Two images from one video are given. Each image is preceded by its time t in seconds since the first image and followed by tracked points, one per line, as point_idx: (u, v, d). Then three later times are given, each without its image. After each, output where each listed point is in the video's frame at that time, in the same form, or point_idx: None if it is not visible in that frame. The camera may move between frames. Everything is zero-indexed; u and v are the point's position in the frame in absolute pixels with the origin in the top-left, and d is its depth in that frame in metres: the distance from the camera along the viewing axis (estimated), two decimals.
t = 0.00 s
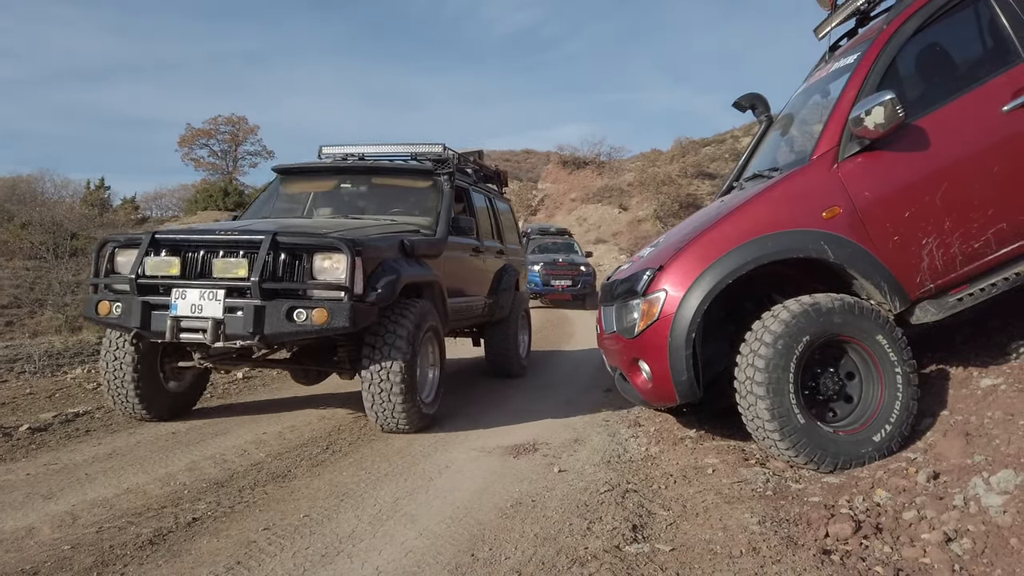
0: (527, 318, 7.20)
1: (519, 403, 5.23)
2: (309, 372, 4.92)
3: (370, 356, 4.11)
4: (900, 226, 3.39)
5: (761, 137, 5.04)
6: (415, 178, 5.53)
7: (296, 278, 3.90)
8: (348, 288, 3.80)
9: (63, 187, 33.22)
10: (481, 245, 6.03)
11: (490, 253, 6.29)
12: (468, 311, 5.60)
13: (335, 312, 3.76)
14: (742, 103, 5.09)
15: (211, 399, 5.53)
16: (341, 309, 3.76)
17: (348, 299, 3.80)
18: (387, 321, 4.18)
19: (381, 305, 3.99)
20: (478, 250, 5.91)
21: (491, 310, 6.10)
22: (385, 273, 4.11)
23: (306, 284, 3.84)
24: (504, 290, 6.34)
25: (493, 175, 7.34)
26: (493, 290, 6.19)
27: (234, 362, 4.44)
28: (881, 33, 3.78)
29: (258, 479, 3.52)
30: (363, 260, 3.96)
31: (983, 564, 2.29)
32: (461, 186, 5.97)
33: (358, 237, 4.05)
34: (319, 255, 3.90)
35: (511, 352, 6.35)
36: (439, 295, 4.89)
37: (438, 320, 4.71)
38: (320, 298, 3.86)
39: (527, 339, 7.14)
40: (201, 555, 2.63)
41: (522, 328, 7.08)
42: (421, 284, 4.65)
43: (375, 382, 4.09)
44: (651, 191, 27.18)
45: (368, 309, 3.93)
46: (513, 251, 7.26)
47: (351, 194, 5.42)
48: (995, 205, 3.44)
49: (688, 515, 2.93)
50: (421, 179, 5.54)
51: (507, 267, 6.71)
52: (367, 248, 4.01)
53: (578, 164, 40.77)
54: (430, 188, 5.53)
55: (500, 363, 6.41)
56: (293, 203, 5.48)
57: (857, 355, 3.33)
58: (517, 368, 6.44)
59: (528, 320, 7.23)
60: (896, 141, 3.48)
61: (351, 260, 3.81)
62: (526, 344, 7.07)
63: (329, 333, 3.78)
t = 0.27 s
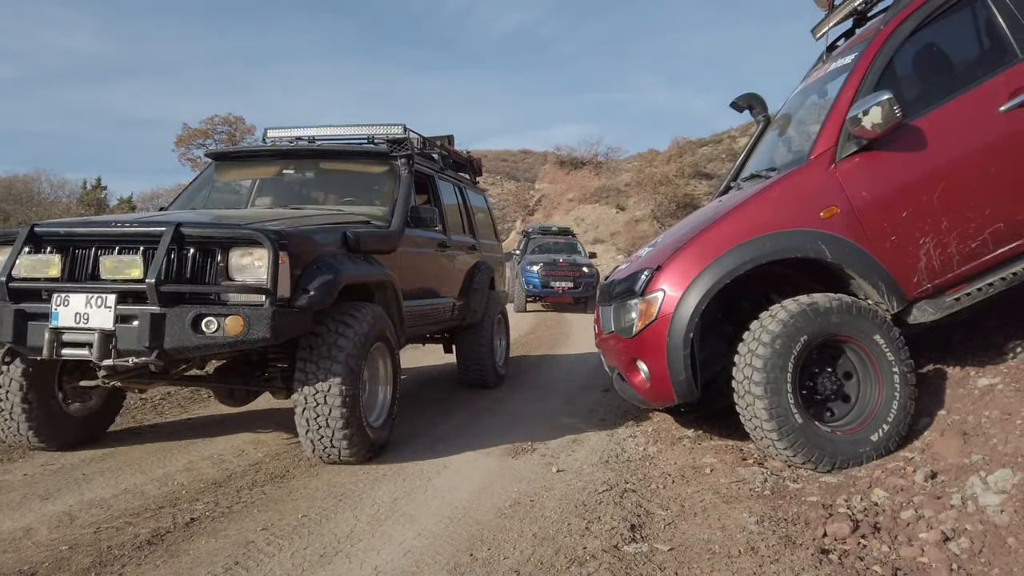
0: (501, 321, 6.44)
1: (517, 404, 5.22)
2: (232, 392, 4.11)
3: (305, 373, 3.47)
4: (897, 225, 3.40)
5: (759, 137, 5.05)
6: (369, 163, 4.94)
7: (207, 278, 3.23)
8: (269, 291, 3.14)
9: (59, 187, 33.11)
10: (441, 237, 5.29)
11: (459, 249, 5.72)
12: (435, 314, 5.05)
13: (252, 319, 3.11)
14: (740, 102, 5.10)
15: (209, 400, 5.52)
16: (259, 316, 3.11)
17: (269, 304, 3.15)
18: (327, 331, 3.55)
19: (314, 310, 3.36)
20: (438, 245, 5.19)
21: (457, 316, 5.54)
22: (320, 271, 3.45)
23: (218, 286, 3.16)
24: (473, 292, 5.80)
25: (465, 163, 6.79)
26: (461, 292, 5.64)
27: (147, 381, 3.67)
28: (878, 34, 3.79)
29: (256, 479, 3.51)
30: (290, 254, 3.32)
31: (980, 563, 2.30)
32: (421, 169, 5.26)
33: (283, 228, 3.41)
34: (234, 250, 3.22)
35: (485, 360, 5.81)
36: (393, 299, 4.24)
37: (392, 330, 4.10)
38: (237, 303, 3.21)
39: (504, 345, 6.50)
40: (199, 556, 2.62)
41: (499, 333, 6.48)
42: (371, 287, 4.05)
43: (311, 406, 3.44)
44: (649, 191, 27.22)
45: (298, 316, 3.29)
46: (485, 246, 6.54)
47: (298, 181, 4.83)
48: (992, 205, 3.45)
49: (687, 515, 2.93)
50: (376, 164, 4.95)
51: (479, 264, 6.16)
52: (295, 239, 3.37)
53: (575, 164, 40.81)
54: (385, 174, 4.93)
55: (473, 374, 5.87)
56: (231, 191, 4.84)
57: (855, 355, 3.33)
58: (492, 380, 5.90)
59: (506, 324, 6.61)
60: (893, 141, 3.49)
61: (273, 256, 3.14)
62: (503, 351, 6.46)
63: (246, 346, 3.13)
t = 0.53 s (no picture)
0: (477, 325, 5.93)
1: (515, 404, 5.21)
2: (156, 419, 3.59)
3: (214, 395, 2.85)
4: (895, 225, 3.40)
5: (756, 137, 5.05)
6: (312, 143, 4.26)
7: (83, 277, 2.71)
8: (157, 289, 2.60)
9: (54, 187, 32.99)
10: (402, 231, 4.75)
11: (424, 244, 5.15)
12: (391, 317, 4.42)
13: (134, 327, 2.54)
14: (738, 103, 5.10)
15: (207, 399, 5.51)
16: (140, 320, 2.54)
17: (155, 305, 2.59)
18: (241, 342, 2.94)
19: (220, 312, 2.79)
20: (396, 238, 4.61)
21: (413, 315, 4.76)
22: (231, 264, 2.88)
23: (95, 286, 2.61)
24: (442, 294, 5.25)
25: (434, 152, 6.26)
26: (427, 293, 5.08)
27: (32, 406, 2.97)
28: (876, 34, 3.80)
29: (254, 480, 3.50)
30: (190, 244, 2.77)
31: (978, 563, 2.30)
32: (376, 154, 4.67)
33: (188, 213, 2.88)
34: (118, 241, 2.74)
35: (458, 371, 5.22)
36: (332, 300, 3.55)
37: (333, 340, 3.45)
38: (120, 306, 2.65)
39: (481, 354, 6.00)
40: (197, 556, 2.61)
41: (475, 341, 5.93)
42: (298, 284, 3.36)
43: (222, 438, 2.82)
44: (646, 191, 27.26)
45: (202, 321, 2.74)
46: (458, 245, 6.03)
47: (232, 167, 4.17)
48: (990, 205, 3.46)
49: (685, 515, 2.93)
50: (321, 146, 4.28)
51: (449, 261, 5.63)
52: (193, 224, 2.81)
53: (573, 164, 40.83)
54: (331, 158, 4.26)
55: (444, 385, 5.26)
56: (159, 184, 4.21)
57: (852, 355, 3.33)
58: (468, 394, 5.32)
59: (483, 330, 6.06)
60: (891, 141, 3.49)
61: (161, 245, 2.61)
62: (480, 360, 5.94)
63: (124, 359, 2.54)
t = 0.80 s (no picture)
0: (455, 328, 5.46)
1: (515, 404, 5.20)
2: (37, 453, 3.00)
3: (95, 431, 2.26)
4: (896, 225, 3.40)
5: (757, 137, 5.05)
6: (251, 119, 3.59)
7: None
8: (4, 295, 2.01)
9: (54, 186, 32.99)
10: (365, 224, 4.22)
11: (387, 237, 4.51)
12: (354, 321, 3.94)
13: None
14: (738, 102, 5.10)
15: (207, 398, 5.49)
16: None
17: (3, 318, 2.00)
18: (128, 364, 2.32)
19: (96, 326, 2.15)
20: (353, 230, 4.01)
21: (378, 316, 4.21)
22: (113, 262, 2.24)
23: None
24: (410, 294, 4.66)
25: (405, 134, 5.64)
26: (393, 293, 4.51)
27: None
28: (877, 33, 3.79)
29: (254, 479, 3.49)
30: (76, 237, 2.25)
31: (981, 563, 2.30)
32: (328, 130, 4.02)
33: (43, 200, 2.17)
34: None
35: (429, 381, 4.73)
36: (262, 306, 2.94)
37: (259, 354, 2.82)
38: None
39: (459, 361, 5.54)
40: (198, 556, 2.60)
41: (451, 347, 5.46)
42: (217, 287, 2.75)
43: (103, 485, 2.25)
44: (646, 191, 27.27)
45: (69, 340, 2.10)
46: (433, 241, 5.52)
47: (158, 145, 3.54)
48: (991, 204, 3.46)
49: (686, 515, 2.92)
50: (261, 118, 3.60)
51: (420, 257, 5.02)
52: (66, 210, 2.18)
53: (573, 164, 40.83)
54: (274, 134, 3.56)
55: (416, 395, 4.73)
56: (75, 167, 3.59)
57: (854, 354, 3.33)
58: (443, 406, 4.84)
59: (461, 334, 5.61)
60: (892, 141, 3.49)
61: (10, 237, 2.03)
62: (457, 366, 5.47)
63: None
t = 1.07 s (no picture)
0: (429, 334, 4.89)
1: (516, 403, 5.19)
2: None
3: None
4: (897, 224, 3.40)
5: (758, 137, 5.04)
6: (177, 90, 3.13)
7: None
8: None
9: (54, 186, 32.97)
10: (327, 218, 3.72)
11: (343, 231, 3.89)
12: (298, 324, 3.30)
13: None
14: (739, 101, 5.09)
15: (207, 398, 5.47)
16: None
17: None
18: None
19: None
20: (308, 225, 3.47)
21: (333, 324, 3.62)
22: None
23: None
24: (377, 299, 4.14)
25: (378, 119, 5.05)
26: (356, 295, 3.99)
27: None
28: (878, 32, 3.79)
29: (254, 479, 3.49)
30: None
31: (983, 562, 2.29)
32: (280, 110, 3.52)
33: None
34: None
35: (394, 392, 4.21)
36: (167, 313, 2.34)
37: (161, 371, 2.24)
38: None
39: (435, 372, 4.95)
40: (199, 555, 2.60)
41: (426, 356, 4.88)
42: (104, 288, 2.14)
43: None
44: (647, 191, 27.28)
45: None
46: (409, 240, 4.96)
47: (69, 120, 3.18)
48: (993, 203, 3.45)
49: (688, 514, 2.92)
50: (191, 90, 3.13)
51: (389, 257, 4.46)
52: None
53: (573, 164, 40.83)
54: (205, 109, 3.09)
55: (383, 408, 4.19)
56: None
57: (855, 353, 3.33)
58: (410, 423, 4.31)
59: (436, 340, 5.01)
60: (893, 140, 3.48)
61: None
62: (432, 379, 4.86)
63: None
